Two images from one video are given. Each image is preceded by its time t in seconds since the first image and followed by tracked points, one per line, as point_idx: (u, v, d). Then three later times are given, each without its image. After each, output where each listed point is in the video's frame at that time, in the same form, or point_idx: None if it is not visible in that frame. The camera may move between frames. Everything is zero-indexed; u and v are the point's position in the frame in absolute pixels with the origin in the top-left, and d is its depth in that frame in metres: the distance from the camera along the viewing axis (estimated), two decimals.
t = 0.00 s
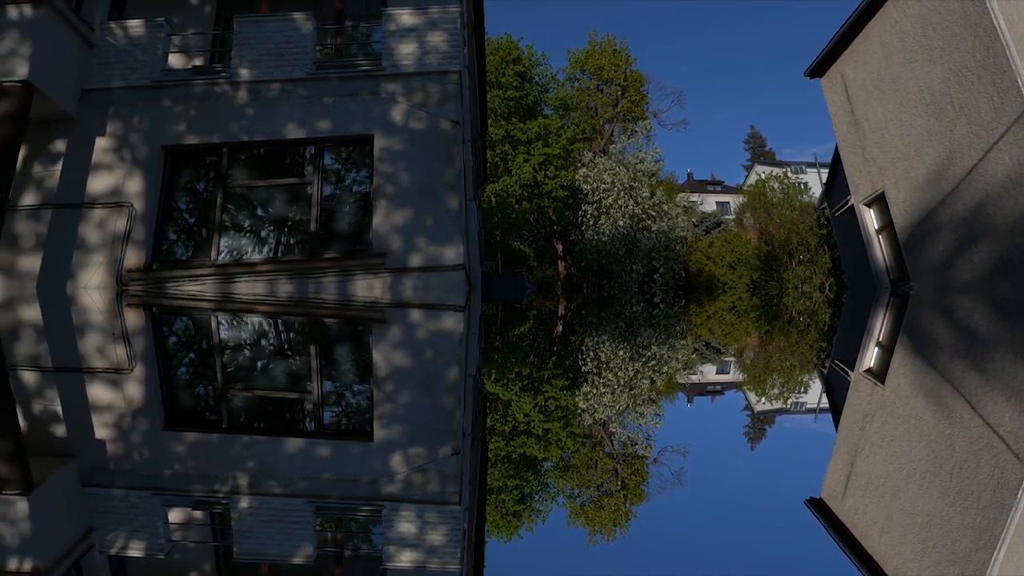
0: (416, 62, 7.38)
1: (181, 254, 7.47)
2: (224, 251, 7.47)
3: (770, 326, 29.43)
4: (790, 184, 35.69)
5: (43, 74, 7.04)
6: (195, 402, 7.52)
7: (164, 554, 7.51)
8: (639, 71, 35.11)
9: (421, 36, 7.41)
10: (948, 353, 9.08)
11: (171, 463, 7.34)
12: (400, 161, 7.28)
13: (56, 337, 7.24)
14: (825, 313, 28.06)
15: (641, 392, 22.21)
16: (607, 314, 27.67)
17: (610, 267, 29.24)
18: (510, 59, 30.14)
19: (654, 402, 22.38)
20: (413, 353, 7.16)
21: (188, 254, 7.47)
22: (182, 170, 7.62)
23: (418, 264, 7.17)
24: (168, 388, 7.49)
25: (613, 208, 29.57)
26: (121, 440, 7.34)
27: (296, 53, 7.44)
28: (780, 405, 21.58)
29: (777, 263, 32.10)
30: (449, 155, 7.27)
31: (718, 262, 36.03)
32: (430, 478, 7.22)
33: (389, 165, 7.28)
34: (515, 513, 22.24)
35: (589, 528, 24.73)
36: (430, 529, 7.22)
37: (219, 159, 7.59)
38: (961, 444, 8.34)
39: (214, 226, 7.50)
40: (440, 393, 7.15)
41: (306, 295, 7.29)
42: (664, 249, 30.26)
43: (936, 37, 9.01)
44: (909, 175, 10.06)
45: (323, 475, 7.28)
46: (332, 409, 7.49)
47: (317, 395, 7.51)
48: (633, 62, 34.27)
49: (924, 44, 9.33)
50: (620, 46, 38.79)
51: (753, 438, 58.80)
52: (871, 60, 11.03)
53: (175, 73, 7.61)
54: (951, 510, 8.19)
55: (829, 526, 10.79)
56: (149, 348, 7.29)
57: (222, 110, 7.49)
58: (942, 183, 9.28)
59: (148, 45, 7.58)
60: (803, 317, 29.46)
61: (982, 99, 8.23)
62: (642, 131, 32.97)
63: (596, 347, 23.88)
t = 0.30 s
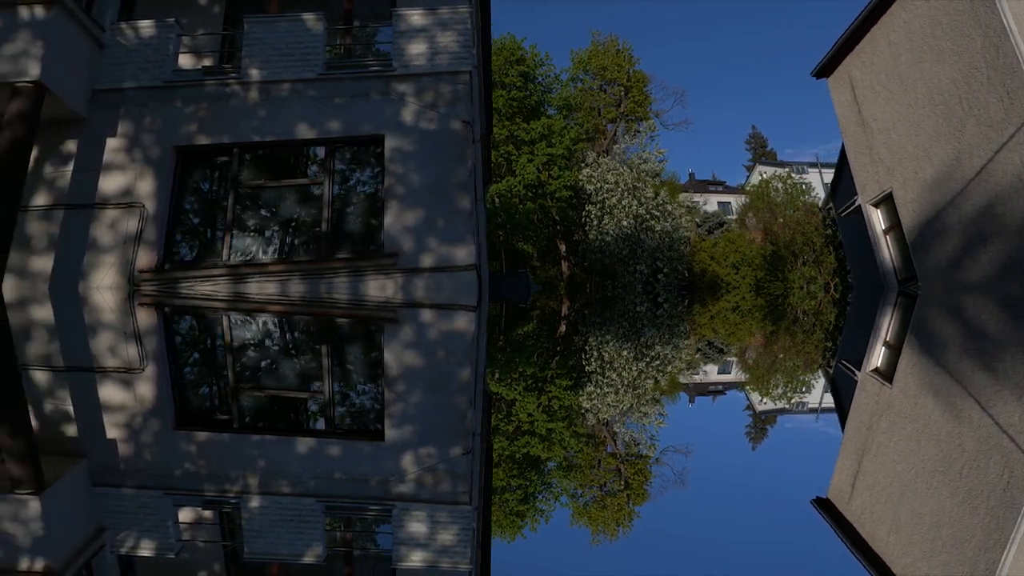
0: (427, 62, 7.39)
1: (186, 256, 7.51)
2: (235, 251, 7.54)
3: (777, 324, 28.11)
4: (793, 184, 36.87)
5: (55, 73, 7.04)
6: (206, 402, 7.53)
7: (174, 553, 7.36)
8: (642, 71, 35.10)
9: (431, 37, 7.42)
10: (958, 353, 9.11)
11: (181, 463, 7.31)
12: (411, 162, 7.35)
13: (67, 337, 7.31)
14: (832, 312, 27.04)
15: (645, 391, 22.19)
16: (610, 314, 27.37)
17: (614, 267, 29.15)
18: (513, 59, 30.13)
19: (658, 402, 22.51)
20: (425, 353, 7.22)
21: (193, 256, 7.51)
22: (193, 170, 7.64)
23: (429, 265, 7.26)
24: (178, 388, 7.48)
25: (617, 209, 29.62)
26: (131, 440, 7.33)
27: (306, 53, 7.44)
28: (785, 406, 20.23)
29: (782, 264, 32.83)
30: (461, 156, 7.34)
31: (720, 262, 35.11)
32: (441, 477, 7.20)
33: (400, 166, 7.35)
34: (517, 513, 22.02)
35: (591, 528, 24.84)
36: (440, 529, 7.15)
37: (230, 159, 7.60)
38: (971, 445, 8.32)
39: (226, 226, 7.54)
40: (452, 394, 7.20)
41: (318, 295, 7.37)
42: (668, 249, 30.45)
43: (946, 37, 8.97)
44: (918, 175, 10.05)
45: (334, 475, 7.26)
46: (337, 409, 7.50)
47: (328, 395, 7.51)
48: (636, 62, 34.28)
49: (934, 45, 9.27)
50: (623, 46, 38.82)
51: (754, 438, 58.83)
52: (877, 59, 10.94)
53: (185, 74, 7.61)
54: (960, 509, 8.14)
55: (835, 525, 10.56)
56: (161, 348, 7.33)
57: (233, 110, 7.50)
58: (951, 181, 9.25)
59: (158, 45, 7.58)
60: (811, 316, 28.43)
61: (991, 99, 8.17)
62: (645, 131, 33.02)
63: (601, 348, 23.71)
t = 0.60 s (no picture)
0: (441, 62, 7.39)
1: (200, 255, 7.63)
2: (250, 252, 7.65)
3: (784, 324, 27.96)
4: (798, 183, 36.76)
5: (70, 73, 7.02)
6: (220, 402, 7.55)
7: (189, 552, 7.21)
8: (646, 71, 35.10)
9: (445, 37, 7.42)
10: (971, 353, 9.09)
11: (196, 462, 7.29)
12: (425, 162, 7.40)
13: (82, 337, 7.38)
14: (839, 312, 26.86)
15: (650, 391, 22.27)
16: (614, 313, 27.27)
17: (618, 267, 29.10)
18: (517, 60, 30.14)
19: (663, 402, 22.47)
20: (440, 352, 7.29)
21: (201, 257, 7.62)
22: (207, 171, 7.71)
23: (445, 265, 7.37)
24: (194, 387, 7.52)
25: (622, 209, 29.66)
26: (146, 440, 7.31)
27: (320, 53, 7.45)
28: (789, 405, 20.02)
29: (788, 263, 32.46)
30: (476, 156, 7.37)
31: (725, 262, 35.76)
32: (455, 477, 7.17)
33: (415, 167, 7.40)
34: (521, 513, 21.83)
35: (595, 528, 24.74)
36: (455, 528, 7.07)
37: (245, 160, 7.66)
38: (984, 445, 8.23)
39: (242, 227, 7.62)
40: (467, 393, 7.22)
41: (334, 294, 7.50)
42: (673, 249, 30.40)
43: (958, 38, 8.90)
44: (929, 175, 10.06)
45: (349, 474, 7.24)
46: (334, 414, 7.50)
47: (343, 395, 7.53)
48: (640, 62, 34.30)
49: (946, 45, 9.21)
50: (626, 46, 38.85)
51: (756, 438, 58.78)
52: (887, 59, 10.92)
53: (199, 74, 7.62)
54: (974, 509, 8.03)
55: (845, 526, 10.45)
56: (176, 347, 7.39)
57: (247, 110, 7.51)
58: (962, 181, 9.24)
59: (172, 45, 7.58)
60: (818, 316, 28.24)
61: (1003, 100, 8.13)
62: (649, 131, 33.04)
63: (605, 348, 23.74)
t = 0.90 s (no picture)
0: (455, 63, 7.40)
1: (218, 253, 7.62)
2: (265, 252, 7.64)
3: (790, 325, 27.97)
4: (802, 183, 36.81)
5: (86, 73, 7.03)
6: (235, 402, 7.56)
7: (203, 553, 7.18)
8: (650, 71, 35.13)
9: (459, 38, 7.43)
10: (985, 353, 9.05)
11: (211, 462, 7.29)
12: (440, 163, 7.41)
13: (98, 337, 7.41)
14: (846, 312, 26.82)
15: (656, 391, 21.98)
16: (618, 313, 27.22)
17: (623, 267, 29.15)
18: (522, 60, 30.17)
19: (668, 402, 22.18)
20: (456, 352, 7.30)
21: (217, 256, 7.62)
22: (221, 171, 7.71)
23: (461, 266, 7.35)
24: (208, 387, 7.53)
25: (627, 209, 29.54)
26: (161, 439, 7.32)
27: (334, 54, 7.46)
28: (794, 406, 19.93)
29: (795, 263, 32.77)
30: (491, 156, 7.38)
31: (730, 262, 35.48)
32: (470, 477, 7.19)
33: (430, 167, 7.42)
34: (527, 512, 21.83)
35: (599, 528, 24.76)
36: (469, 528, 7.08)
37: (259, 160, 7.67)
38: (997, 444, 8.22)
39: (257, 226, 7.63)
40: (483, 392, 7.24)
41: (350, 293, 7.48)
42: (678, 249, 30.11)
43: (970, 38, 8.92)
44: (940, 175, 10.07)
45: (365, 473, 7.24)
46: (340, 415, 7.52)
47: (357, 395, 7.55)
48: (644, 62, 34.32)
49: (957, 46, 9.23)
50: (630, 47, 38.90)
51: (759, 438, 58.82)
52: (897, 61, 10.95)
53: (213, 74, 7.63)
54: (988, 509, 8.01)
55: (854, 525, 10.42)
56: (192, 348, 7.40)
57: (261, 110, 7.52)
58: (975, 181, 9.25)
59: (186, 45, 7.59)
60: (826, 316, 28.14)
61: (1016, 101, 8.13)
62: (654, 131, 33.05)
63: (609, 348, 23.63)
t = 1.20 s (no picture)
0: (469, 63, 7.40)
1: (237, 250, 7.71)
2: (282, 253, 7.74)
3: (795, 325, 27.99)
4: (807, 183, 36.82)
5: (102, 74, 7.04)
6: (250, 402, 7.57)
7: (217, 553, 7.12)
8: (654, 72, 35.13)
9: (474, 38, 7.42)
10: (998, 353, 9.03)
11: (225, 462, 7.28)
12: (455, 163, 7.42)
13: (113, 337, 7.47)
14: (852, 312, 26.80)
15: (660, 391, 21.63)
16: (622, 313, 27.08)
17: (627, 267, 29.08)
18: (526, 60, 30.15)
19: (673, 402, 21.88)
20: (471, 351, 7.31)
21: (234, 256, 7.69)
22: (236, 171, 7.72)
23: (477, 266, 7.39)
24: (223, 387, 7.53)
25: (632, 209, 29.55)
26: (175, 440, 7.31)
27: (348, 54, 7.46)
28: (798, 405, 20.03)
29: (801, 263, 32.77)
30: (506, 157, 7.39)
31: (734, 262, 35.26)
32: (484, 477, 7.18)
33: (445, 167, 7.43)
34: (531, 512, 21.78)
35: (603, 527, 24.75)
36: (484, 527, 7.06)
37: (275, 160, 7.67)
38: (1011, 443, 8.18)
39: (273, 226, 7.69)
40: (498, 392, 7.24)
41: (365, 293, 7.65)
42: (683, 249, 30.02)
43: (982, 38, 8.92)
44: (951, 175, 10.09)
45: (379, 473, 7.23)
46: (344, 415, 7.53)
47: (372, 395, 7.57)
48: (647, 62, 34.32)
49: (969, 46, 9.23)
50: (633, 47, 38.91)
51: (759, 438, 58.87)
52: (907, 62, 10.96)
53: (228, 74, 7.63)
54: (1001, 509, 7.97)
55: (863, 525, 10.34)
56: (207, 347, 7.39)
57: (276, 111, 7.53)
58: (986, 181, 9.24)
59: (200, 46, 7.59)
60: (833, 315, 28.12)
61: None
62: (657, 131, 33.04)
63: (615, 347, 23.56)
